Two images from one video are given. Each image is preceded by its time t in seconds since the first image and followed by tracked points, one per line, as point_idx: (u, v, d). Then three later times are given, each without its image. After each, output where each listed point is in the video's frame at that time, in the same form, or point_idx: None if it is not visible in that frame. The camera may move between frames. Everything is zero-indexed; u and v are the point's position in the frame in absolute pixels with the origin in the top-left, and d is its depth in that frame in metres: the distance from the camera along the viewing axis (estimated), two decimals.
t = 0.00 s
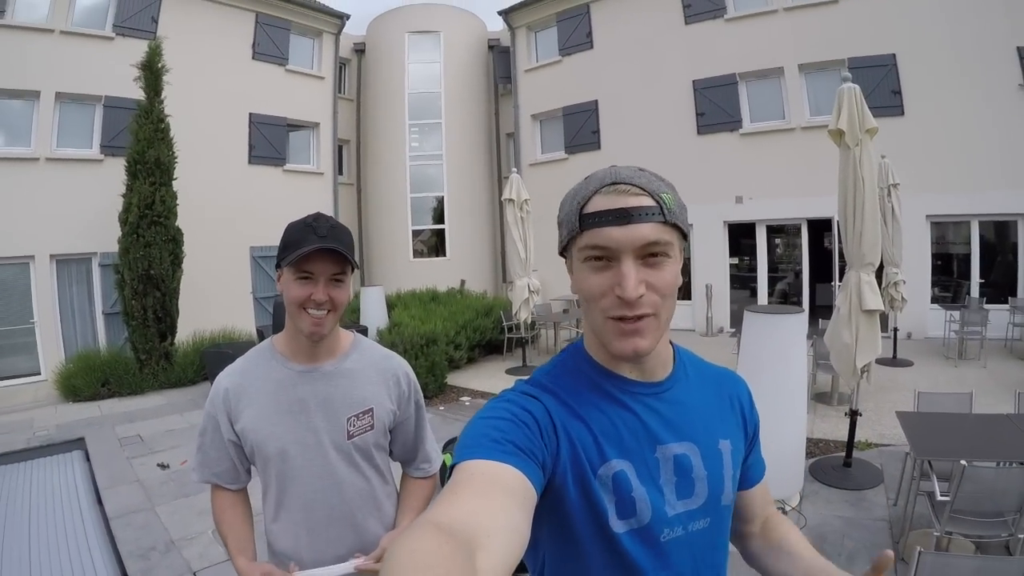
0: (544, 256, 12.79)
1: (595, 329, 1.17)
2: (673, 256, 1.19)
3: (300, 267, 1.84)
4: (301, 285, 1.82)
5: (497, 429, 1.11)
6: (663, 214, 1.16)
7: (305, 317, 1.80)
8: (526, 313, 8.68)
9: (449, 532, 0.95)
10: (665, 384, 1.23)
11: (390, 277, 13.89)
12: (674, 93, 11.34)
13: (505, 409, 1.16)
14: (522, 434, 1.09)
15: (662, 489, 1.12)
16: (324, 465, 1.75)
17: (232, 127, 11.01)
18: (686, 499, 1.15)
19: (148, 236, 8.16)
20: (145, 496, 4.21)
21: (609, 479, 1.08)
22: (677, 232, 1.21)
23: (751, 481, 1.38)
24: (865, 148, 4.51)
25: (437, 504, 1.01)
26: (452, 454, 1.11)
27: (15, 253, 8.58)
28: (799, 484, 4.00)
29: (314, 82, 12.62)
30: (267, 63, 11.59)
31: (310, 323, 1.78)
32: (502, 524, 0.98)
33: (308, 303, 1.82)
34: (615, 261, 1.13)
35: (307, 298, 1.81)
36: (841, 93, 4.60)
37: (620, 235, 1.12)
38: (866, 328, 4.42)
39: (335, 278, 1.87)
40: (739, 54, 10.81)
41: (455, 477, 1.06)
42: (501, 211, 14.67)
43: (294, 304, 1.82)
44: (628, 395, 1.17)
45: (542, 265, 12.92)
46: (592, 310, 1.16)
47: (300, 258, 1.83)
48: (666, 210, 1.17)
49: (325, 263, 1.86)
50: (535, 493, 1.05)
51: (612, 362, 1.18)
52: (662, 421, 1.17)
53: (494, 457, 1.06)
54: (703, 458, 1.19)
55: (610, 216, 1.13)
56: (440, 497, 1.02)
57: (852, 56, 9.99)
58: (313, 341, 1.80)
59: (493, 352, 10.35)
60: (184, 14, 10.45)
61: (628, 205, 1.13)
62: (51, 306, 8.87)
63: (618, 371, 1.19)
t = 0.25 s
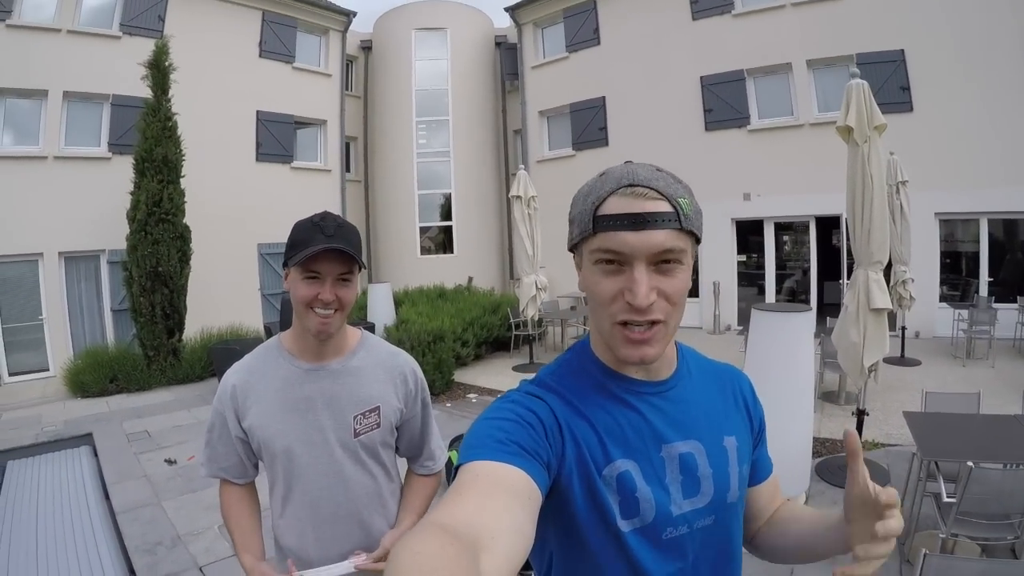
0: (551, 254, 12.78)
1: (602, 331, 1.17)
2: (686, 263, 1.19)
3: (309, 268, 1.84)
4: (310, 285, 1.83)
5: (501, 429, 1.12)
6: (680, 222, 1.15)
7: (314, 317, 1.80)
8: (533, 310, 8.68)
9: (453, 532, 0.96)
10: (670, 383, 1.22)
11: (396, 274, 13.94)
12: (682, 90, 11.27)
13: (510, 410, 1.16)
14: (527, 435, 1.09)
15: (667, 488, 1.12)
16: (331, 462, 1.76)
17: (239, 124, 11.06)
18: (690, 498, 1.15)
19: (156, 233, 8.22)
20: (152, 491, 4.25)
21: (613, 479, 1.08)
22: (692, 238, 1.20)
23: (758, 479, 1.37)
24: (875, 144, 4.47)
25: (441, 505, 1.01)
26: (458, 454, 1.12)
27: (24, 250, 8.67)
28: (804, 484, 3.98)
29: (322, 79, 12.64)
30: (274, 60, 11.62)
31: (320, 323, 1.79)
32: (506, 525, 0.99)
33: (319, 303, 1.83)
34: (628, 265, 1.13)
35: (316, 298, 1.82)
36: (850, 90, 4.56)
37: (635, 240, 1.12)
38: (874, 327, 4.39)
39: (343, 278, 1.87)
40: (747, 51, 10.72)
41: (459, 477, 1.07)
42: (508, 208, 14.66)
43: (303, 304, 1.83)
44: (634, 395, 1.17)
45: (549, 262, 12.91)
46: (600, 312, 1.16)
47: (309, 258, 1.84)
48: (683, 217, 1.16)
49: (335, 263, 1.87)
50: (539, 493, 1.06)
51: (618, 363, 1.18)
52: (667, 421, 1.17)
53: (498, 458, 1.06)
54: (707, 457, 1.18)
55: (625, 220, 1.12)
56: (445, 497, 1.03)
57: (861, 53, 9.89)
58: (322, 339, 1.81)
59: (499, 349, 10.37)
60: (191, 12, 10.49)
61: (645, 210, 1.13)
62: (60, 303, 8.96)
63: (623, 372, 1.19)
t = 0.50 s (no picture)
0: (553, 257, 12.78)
1: (600, 327, 1.16)
2: (674, 251, 1.17)
3: (312, 266, 1.83)
4: (313, 283, 1.82)
5: (504, 428, 1.10)
6: (662, 210, 1.14)
7: (316, 315, 1.80)
8: (535, 314, 8.67)
9: (455, 532, 0.94)
10: (673, 381, 1.21)
11: (398, 277, 13.94)
12: (684, 93, 11.28)
13: (511, 408, 1.15)
14: (530, 434, 1.08)
15: (670, 487, 1.11)
16: (332, 461, 1.75)
17: (242, 126, 11.09)
18: (694, 497, 1.14)
19: (158, 234, 8.22)
20: (153, 493, 4.24)
21: (618, 478, 1.07)
22: (679, 226, 1.19)
23: (757, 479, 1.37)
24: (876, 147, 4.45)
25: (444, 506, 1.00)
26: (461, 454, 1.10)
27: (26, 251, 8.68)
28: (807, 487, 3.95)
29: (325, 82, 12.67)
30: (277, 63, 11.65)
31: (322, 321, 1.78)
32: (509, 524, 0.98)
33: (320, 301, 1.82)
34: (615, 258, 1.12)
35: (316, 295, 1.81)
36: (852, 92, 4.56)
37: (619, 232, 1.11)
38: (875, 330, 4.36)
39: (346, 277, 1.86)
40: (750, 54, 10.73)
41: (462, 477, 1.05)
42: (510, 211, 14.66)
43: (305, 302, 1.83)
44: (638, 393, 1.16)
45: (550, 265, 12.90)
46: (594, 308, 1.16)
47: (312, 256, 1.83)
48: (666, 206, 1.15)
49: (337, 262, 1.85)
50: (543, 492, 1.04)
51: (620, 360, 1.17)
52: (671, 420, 1.16)
53: (502, 457, 1.05)
54: (711, 455, 1.17)
55: (608, 213, 1.11)
56: (447, 497, 1.01)
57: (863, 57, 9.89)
58: (324, 337, 1.80)
59: (501, 352, 10.35)
60: (195, 14, 10.53)
61: (625, 202, 1.12)
62: (61, 304, 8.96)
63: (626, 369, 1.18)
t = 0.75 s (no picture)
0: (554, 268, 12.80)
1: (601, 332, 1.17)
2: (680, 261, 1.20)
3: (314, 268, 1.85)
4: (315, 286, 1.84)
5: (505, 431, 1.12)
6: (670, 219, 1.16)
7: (316, 317, 1.82)
8: (534, 324, 8.67)
9: (453, 533, 0.96)
10: (673, 389, 1.23)
11: (398, 285, 13.96)
12: (686, 107, 11.37)
13: (513, 412, 1.16)
14: (529, 437, 1.09)
15: (668, 493, 1.12)
16: (329, 466, 1.75)
17: (247, 134, 11.17)
18: (691, 504, 1.14)
19: (160, 238, 8.26)
20: (147, 495, 4.23)
21: (615, 483, 1.08)
22: (685, 237, 1.21)
23: (755, 490, 1.37)
24: (877, 163, 4.48)
25: (443, 507, 1.00)
26: (461, 455, 1.11)
27: (28, 252, 8.72)
28: (804, 500, 3.94)
29: (330, 91, 12.78)
30: (283, 71, 11.77)
31: (323, 324, 1.80)
32: (508, 526, 0.99)
33: (322, 304, 1.83)
34: (621, 264, 1.14)
35: (320, 298, 1.83)
36: (853, 108, 4.60)
37: (626, 238, 1.13)
38: (875, 345, 4.37)
39: (348, 280, 1.88)
40: (751, 69, 10.84)
41: (461, 479, 1.06)
42: (511, 223, 14.71)
43: (305, 304, 1.84)
44: (636, 399, 1.17)
45: (551, 276, 12.92)
46: (597, 313, 1.17)
47: (315, 259, 1.85)
48: (674, 215, 1.17)
49: (340, 265, 1.88)
50: (541, 495, 1.05)
51: (620, 366, 1.19)
52: (669, 426, 1.17)
53: (501, 459, 1.06)
54: (708, 463, 1.18)
55: (618, 218, 1.13)
56: (447, 499, 1.02)
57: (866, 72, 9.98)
58: (324, 339, 1.81)
59: (500, 362, 10.34)
60: (203, 22, 10.66)
61: (635, 209, 1.14)
62: (62, 306, 8.98)
63: (626, 375, 1.19)
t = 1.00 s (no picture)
0: (553, 265, 12.80)
1: (602, 331, 1.17)
2: (681, 261, 1.19)
3: (312, 265, 1.85)
4: (313, 282, 1.83)
5: (506, 431, 1.11)
6: (672, 218, 1.16)
7: (314, 313, 1.81)
8: (534, 322, 8.66)
9: (453, 533, 0.95)
10: (674, 388, 1.22)
11: (398, 282, 13.95)
12: (686, 105, 11.35)
13: (514, 412, 1.16)
14: (530, 437, 1.09)
15: (668, 493, 1.12)
16: (329, 464, 1.75)
17: (246, 130, 11.15)
18: (693, 505, 1.14)
19: (159, 234, 8.25)
20: (147, 492, 4.24)
21: (615, 483, 1.08)
22: (688, 236, 1.20)
23: (757, 490, 1.37)
24: (878, 162, 4.48)
25: (444, 508, 1.00)
26: (461, 456, 1.11)
27: (27, 248, 8.71)
28: (803, 499, 3.94)
29: (329, 87, 12.75)
30: (283, 67, 11.74)
31: (321, 320, 1.79)
32: (509, 527, 0.98)
33: (320, 301, 1.83)
34: (623, 263, 1.14)
35: (318, 295, 1.82)
36: (853, 107, 4.59)
37: (627, 236, 1.12)
38: (874, 344, 4.37)
39: (346, 278, 1.88)
40: (752, 67, 10.81)
41: (462, 479, 1.06)
42: (511, 220, 14.69)
43: (303, 301, 1.84)
44: (638, 399, 1.17)
45: (550, 273, 12.92)
46: (598, 312, 1.17)
47: (313, 256, 1.85)
48: (676, 214, 1.17)
49: (338, 261, 1.87)
50: (542, 495, 1.05)
51: (621, 365, 1.18)
52: (670, 426, 1.17)
53: (502, 459, 1.06)
54: (710, 463, 1.18)
55: (620, 216, 1.13)
56: (447, 499, 1.02)
57: (867, 71, 9.95)
58: (322, 336, 1.81)
59: (499, 360, 10.35)
60: (203, 17, 10.63)
61: (637, 208, 1.14)
62: (61, 302, 8.98)
63: (627, 375, 1.19)
